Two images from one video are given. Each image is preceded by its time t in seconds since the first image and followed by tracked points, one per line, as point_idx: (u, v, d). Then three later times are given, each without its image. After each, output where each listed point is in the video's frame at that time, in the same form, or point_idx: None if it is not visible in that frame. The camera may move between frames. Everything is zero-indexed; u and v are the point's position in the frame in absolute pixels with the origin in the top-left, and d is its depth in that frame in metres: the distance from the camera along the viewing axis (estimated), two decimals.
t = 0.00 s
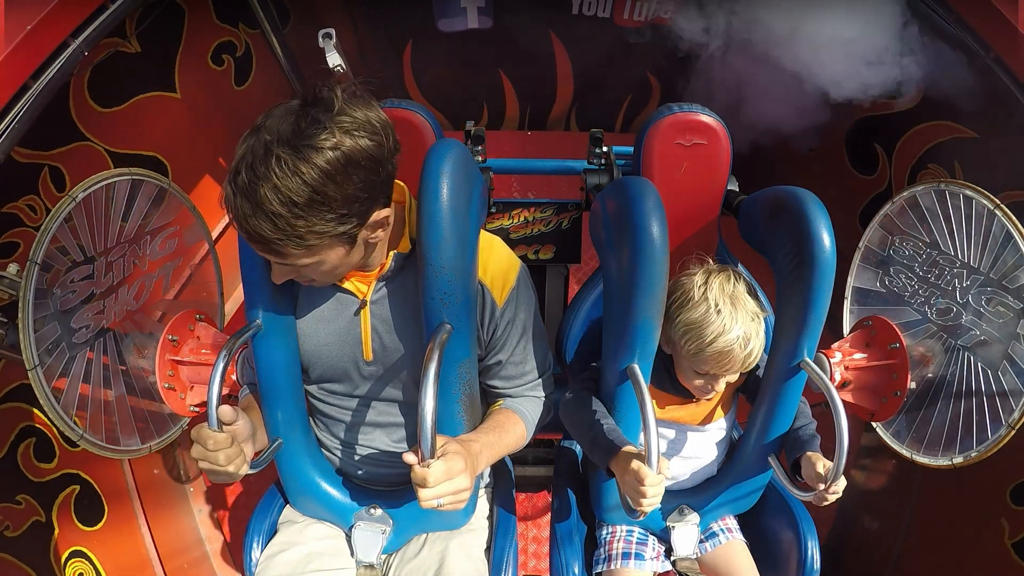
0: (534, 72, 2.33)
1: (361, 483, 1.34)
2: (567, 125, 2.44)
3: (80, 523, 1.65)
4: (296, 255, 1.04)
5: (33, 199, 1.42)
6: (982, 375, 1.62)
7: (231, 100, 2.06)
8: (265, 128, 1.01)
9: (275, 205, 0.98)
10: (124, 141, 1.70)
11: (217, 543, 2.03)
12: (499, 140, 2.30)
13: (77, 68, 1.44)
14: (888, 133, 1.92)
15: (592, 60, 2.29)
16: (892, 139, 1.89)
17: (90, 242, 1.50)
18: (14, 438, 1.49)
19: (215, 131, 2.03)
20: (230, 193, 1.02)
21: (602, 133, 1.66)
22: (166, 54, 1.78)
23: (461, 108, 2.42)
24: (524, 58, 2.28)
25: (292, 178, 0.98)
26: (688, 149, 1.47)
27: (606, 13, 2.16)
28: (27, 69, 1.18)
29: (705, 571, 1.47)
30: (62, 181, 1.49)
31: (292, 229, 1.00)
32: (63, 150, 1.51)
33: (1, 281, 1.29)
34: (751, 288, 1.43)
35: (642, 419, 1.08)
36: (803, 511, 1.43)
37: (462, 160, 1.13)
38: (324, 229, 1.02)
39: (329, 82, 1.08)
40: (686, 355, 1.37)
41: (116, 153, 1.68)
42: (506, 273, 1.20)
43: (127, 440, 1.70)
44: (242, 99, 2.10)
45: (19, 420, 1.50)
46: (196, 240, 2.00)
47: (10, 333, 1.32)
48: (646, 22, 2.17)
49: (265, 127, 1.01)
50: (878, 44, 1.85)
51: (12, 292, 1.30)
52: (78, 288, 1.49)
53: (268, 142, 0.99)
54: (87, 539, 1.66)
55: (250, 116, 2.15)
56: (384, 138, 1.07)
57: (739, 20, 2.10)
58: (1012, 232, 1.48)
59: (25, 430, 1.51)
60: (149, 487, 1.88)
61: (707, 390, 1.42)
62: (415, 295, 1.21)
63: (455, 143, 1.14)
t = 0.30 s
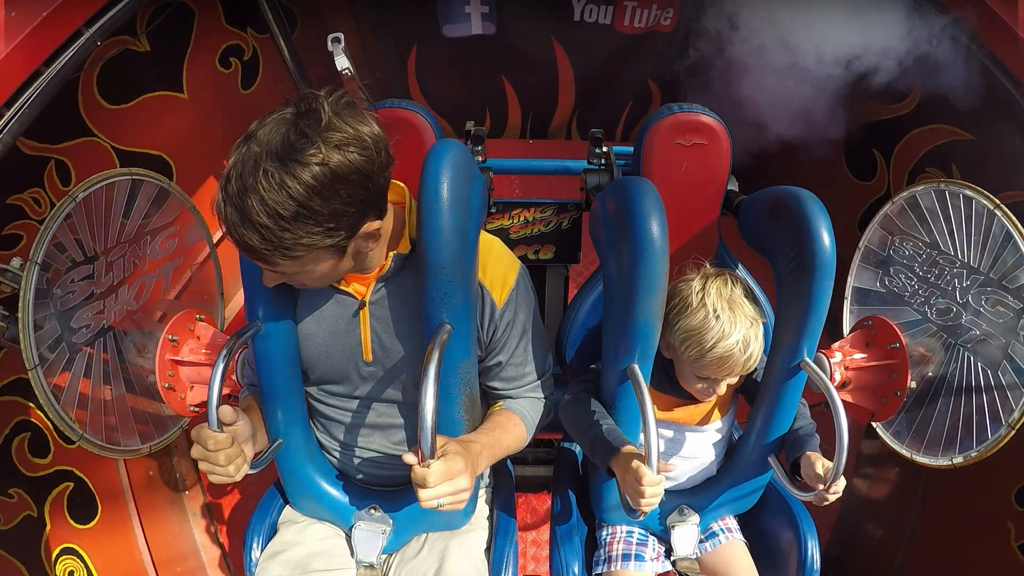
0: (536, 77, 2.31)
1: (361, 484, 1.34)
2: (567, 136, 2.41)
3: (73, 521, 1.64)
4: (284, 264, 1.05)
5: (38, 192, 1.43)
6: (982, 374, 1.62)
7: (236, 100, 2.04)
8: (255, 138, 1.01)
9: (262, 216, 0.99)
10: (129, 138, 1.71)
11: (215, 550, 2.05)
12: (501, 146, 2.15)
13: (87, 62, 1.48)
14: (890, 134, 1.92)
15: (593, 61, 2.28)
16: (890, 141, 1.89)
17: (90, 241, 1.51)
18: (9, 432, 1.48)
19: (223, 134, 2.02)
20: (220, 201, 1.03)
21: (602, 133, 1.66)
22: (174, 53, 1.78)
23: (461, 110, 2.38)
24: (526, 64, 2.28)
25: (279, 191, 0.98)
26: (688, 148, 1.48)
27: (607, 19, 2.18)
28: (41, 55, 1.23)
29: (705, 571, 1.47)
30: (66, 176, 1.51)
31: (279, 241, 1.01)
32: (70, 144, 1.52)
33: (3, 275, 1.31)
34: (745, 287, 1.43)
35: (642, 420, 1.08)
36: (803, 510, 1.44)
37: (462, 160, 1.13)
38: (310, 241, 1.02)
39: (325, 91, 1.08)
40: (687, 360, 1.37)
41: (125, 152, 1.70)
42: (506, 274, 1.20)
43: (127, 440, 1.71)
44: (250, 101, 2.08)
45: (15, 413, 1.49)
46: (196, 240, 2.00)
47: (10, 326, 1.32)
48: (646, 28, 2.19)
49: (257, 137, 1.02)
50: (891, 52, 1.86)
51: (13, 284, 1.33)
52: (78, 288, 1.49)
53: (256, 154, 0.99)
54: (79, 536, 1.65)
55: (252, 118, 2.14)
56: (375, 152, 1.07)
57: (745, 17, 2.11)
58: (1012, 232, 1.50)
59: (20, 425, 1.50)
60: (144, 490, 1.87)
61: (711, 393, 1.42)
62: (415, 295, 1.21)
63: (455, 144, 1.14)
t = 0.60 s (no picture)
0: (535, 66, 2.34)
1: (361, 484, 1.34)
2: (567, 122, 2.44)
3: (77, 523, 1.64)
4: (300, 252, 1.04)
5: (25, 195, 1.44)
6: (982, 374, 1.62)
7: (224, 91, 2.03)
8: (251, 132, 1.01)
9: (275, 203, 0.98)
10: (117, 136, 1.69)
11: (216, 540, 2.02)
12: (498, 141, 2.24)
13: (69, 59, 1.49)
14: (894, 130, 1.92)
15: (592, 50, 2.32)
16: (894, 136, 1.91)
17: (90, 242, 1.51)
18: (9, 438, 1.50)
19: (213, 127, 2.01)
20: (227, 200, 1.02)
21: (602, 133, 1.66)
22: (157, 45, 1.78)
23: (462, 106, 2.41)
24: (526, 52, 2.31)
25: (288, 175, 0.98)
26: (688, 148, 1.48)
27: (608, 6, 2.21)
28: (17, 62, 1.23)
29: (705, 571, 1.47)
30: (54, 177, 1.51)
31: (294, 226, 1.00)
32: (57, 145, 1.52)
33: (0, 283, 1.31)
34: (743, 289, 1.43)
35: (642, 419, 1.08)
36: (803, 510, 1.43)
37: (462, 159, 1.13)
38: (326, 221, 1.02)
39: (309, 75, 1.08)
40: (687, 367, 1.38)
41: (111, 150, 1.67)
42: (506, 274, 1.20)
43: (127, 441, 1.71)
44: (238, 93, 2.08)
45: (15, 420, 1.50)
46: (196, 240, 1.99)
47: (10, 336, 1.33)
48: (649, 12, 2.22)
49: (252, 131, 1.02)
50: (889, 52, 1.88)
51: (11, 292, 1.33)
52: (78, 288, 1.49)
53: (257, 144, 0.99)
54: (83, 540, 1.65)
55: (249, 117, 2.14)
56: (372, 124, 1.07)
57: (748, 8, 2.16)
58: (1012, 232, 1.50)
59: (20, 430, 1.51)
60: (146, 483, 1.86)
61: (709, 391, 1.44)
62: (415, 295, 1.21)
63: (455, 144, 1.14)
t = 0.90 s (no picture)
0: (534, 63, 2.35)
1: (360, 483, 1.34)
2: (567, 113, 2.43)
3: (79, 525, 1.65)
4: (382, 187, 1.04)
5: (18, 198, 1.45)
6: (982, 374, 1.63)
7: (217, 87, 2.03)
8: (276, 110, 1.01)
9: (349, 134, 0.99)
10: (109, 134, 1.69)
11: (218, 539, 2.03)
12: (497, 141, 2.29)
13: (58, 57, 1.49)
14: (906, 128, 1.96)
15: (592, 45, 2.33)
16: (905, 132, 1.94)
17: (90, 243, 1.52)
18: (9, 441, 1.51)
19: (206, 122, 2.01)
20: (297, 169, 0.99)
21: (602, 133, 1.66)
22: (147, 43, 1.78)
23: (461, 104, 2.41)
24: (525, 42, 2.32)
25: (343, 106, 1.01)
26: (688, 148, 1.48)
27: None
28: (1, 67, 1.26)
29: (705, 571, 1.46)
30: (45, 179, 1.51)
31: (373, 150, 1.01)
32: (48, 147, 1.52)
33: None
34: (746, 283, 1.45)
35: (642, 418, 1.08)
36: (803, 511, 1.43)
37: (462, 159, 1.13)
38: (387, 142, 1.05)
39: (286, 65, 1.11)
40: (687, 353, 1.38)
41: (103, 149, 1.67)
42: (506, 273, 1.20)
43: (127, 440, 1.71)
44: (229, 86, 2.07)
45: (12, 423, 1.51)
46: (196, 240, 1.99)
47: (10, 340, 1.34)
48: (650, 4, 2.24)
49: (275, 110, 1.02)
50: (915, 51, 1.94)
51: (8, 297, 1.34)
52: (78, 289, 1.50)
53: (294, 105, 1.00)
54: (86, 541, 1.66)
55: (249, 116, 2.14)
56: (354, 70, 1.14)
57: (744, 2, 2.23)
58: (1012, 232, 1.51)
59: (19, 433, 1.52)
60: (147, 482, 1.85)
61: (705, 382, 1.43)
62: (415, 295, 1.21)
63: (454, 143, 1.14)
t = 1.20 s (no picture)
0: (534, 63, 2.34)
1: (360, 484, 1.34)
2: (567, 123, 2.42)
3: (70, 523, 1.64)
4: (404, 164, 1.06)
5: (24, 189, 1.44)
6: (982, 374, 1.63)
7: (225, 90, 2.02)
8: (290, 101, 1.01)
9: (370, 112, 1.01)
10: (116, 132, 1.68)
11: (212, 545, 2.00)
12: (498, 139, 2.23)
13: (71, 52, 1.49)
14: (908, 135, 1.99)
15: (592, 45, 2.31)
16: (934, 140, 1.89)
17: (90, 242, 1.53)
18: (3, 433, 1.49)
19: (214, 126, 2.01)
20: (327, 152, 0.99)
21: (602, 133, 1.67)
22: (157, 44, 1.77)
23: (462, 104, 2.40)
24: (527, 51, 2.32)
25: (355, 88, 1.03)
26: (689, 149, 1.48)
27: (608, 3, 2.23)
28: (18, 50, 1.24)
29: (705, 572, 1.46)
30: (52, 172, 1.50)
31: (392, 126, 1.04)
32: (58, 140, 1.52)
33: (2, 279, 1.32)
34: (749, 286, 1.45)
35: (642, 418, 1.08)
36: (803, 511, 1.43)
37: (462, 159, 1.13)
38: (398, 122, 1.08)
39: (277, 73, 1.12)
40: (687, 353, 1.38)
41: (112, 147, 1.67)
42: (506, 274, 1.20)
43: (127, 440, 1.72)
44: (238, 92, 2.06)
45: (7, 416, 1.50)
46: (197, 240, 1.99)
47: (10, 331, 1.34)
48: (650, 12, 2.23)
49: (287, 103, 1.02)
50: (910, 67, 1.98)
51: (12, 289, 1.34)
52: (78, 288, 1.50)
53: (309, 92, 1.01)
54: (76, 540, 1.65)
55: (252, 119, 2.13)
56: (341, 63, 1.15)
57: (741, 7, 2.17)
58: (1012, 232, 1.51)
59: (13, 426, 1.51)
60: (142, 485, 1.83)
61: (704, 382, 1.44)
62: (415, 295, 1.21)
63: (454, 144, 1.14)
